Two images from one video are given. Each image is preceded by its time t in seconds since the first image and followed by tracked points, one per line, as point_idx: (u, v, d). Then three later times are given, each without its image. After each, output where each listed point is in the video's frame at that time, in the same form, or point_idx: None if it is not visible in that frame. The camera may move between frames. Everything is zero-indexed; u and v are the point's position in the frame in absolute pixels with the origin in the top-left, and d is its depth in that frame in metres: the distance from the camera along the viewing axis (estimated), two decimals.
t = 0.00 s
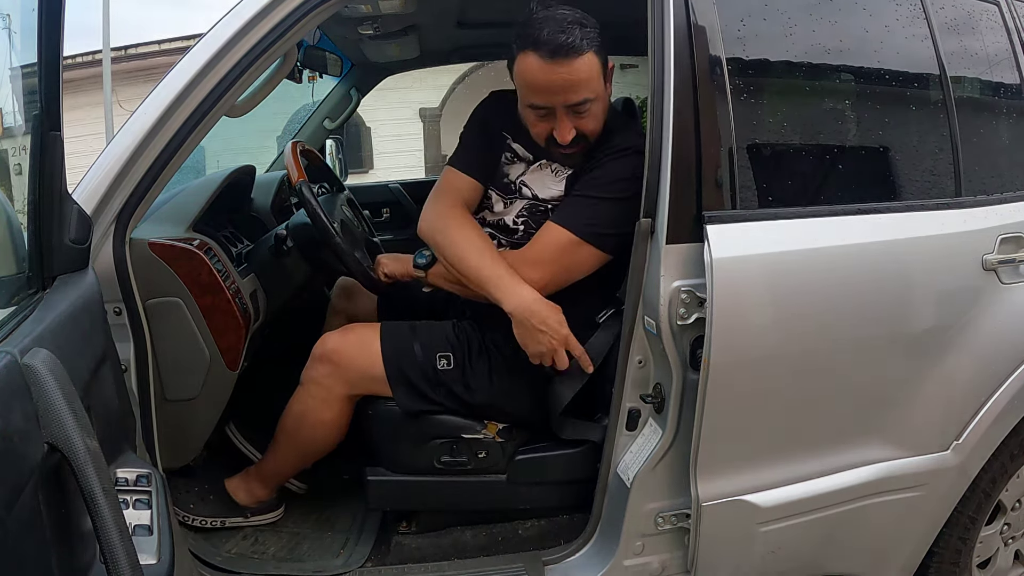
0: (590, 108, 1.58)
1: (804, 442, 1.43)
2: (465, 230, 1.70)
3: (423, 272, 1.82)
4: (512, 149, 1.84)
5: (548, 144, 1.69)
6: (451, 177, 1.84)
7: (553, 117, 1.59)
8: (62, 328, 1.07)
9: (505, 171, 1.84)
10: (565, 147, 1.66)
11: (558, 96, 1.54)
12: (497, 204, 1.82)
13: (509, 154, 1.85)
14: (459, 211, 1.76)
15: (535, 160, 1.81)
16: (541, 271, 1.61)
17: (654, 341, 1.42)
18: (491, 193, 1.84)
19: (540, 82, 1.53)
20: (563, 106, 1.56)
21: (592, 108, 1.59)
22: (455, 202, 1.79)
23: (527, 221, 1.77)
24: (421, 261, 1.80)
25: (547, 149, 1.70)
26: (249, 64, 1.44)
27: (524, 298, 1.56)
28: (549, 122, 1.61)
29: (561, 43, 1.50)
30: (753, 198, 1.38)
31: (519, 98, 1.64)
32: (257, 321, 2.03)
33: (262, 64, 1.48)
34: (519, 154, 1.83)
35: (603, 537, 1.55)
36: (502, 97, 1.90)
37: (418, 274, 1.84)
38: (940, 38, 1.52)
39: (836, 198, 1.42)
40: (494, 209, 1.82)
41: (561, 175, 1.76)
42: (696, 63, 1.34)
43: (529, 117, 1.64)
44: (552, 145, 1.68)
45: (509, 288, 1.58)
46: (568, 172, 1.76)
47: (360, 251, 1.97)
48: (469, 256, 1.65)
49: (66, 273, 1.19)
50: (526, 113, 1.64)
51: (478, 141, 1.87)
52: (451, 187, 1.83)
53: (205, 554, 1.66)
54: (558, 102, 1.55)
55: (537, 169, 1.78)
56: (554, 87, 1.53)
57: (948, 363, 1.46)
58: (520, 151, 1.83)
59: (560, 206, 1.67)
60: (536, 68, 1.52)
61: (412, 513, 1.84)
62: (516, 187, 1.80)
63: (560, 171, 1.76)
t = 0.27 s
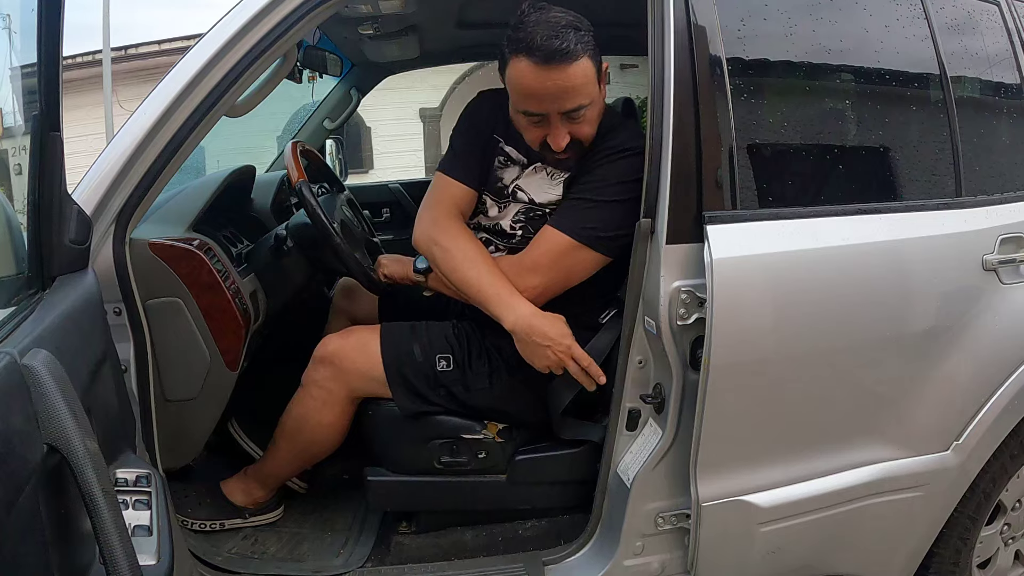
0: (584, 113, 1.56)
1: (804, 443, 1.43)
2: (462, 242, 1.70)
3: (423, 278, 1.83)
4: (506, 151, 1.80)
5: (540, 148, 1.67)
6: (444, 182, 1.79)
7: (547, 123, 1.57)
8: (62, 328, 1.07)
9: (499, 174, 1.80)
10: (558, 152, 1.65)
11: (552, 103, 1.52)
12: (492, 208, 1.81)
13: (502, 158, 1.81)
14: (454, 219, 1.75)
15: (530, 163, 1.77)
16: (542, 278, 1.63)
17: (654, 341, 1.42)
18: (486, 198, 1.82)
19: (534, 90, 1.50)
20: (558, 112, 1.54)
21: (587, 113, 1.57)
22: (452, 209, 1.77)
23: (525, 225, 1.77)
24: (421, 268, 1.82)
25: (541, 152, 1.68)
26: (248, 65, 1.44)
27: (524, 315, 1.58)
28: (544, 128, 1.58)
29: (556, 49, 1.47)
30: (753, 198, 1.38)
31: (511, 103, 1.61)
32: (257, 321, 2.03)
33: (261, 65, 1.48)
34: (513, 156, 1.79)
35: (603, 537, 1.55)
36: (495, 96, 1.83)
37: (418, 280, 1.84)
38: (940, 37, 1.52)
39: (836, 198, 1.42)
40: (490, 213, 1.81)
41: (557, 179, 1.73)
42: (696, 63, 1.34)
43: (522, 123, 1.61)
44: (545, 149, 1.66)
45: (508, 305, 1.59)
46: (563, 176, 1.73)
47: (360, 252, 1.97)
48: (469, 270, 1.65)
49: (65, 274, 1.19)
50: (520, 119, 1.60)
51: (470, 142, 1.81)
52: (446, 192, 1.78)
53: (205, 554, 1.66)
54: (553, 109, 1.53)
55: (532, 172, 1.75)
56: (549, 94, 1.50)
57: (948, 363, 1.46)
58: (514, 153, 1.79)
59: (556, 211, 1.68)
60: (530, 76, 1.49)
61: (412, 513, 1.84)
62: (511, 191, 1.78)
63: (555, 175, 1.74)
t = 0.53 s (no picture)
0: (575, 121, 1.55)
1: (804, 442, 1.43)
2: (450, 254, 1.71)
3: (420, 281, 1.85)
4: (496, 157, 1.78)
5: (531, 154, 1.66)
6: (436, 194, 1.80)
7: (538, 133, 1.56)
8: (62, 328, 1.07)
9: (489, 180, 1.79)
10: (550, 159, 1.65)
11: (543, 112, 1.51)
12: (484, 214, 1.81)
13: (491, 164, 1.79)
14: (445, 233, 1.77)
15: (520, 170, 1.76)
16: (536, 286, 1.64)
17: (654, 341, 1.42)
18: (478, 205, 1.82)
19: (525, 101, 1.49)
20: (550, 122, 1.53)
21: (578, 121, 1.56)
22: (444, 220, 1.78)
23: (517, 231, 1.78)
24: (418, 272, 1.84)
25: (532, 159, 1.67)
26: (248, 64, 1.44)
27: (489, 334, 1.57)
28: (534, 137, 1.58)
29: (547, 59, 1.44)
30: (753, 198, 1.38)
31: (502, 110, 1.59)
32: (257, 321, 2.03)
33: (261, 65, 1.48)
34: (504, 162, 1.78)
35: (602, 537, 1.55)
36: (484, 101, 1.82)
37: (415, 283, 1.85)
38: (940, 37, 1.52)
39: (836, 198, 1.42)
40: (482, 220, 1.81)
41: (549, 185, 1.73)
42: (696, 63, 1.34)
43: (513, 131, 1.60)
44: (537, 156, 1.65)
45: (475, 324, 1.59)
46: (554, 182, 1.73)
47: (360, 251, 1.98)
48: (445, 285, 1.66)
49: (65, 273, 1.19)
50: (510, 127, 1.59)
51: (460, 149, 1.81)
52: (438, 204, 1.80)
53: (206, 554, 1.66)
54: (544, 119, 1.52)
55: (523, 178, 1.75)
56: (540, 106, 1.49)
57: (948, 363, 1.46)
58: (504, 159, 1.77)
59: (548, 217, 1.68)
60: (522, 86, 1.47)
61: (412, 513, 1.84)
62: (503, 198, 1.77)
63: (547, 181, 1.73)
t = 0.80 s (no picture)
0: (564, 113, 1.57)
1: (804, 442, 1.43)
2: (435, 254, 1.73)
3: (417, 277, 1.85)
4: (491, 157, 1.81)
5: (523, 149, 1.67)
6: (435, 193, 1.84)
7: (528, 126, 1.57)
8: (62, 328, 1.07)
9: (486, 179, 1.81)
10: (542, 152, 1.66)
11: (532, 105, 1.52)
12: (481, 214, 1.82)
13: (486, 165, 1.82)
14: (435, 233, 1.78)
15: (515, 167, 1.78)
16: (529, 282, 1.63)
17: (654, 341, 1.42)
18: (474, 204, 1.84)
19: (513, 94, 1.50)
20: (539, 115, 1.54)
21: (567, 113, 1.57)
22: (437, 220, 1.81)
23: (513, 230, 1.77)
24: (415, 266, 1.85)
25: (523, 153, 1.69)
26: (248, 65, 1.44)
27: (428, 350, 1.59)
28: (524, 131, 1.59)
29: (534, 52, 1.46)
30: (753, 198, 1.38)
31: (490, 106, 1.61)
32: (256, 321, 2.03)
33: (261, 65, 1.48)
34: (498, 161, 1.80)
35: (602, 537, 1.55)
36: (477, 104, 1.86)
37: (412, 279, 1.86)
38: (940, 38, 1.52)
39: (836, 198, 1.42)
40: (479, 219, 1.82)
41: (543, 181, 1.75)
42: (696, 63, 1.34)
43: (503, 126, 1.61)
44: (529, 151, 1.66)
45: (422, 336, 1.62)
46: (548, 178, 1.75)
47: (360, 252, 1.98)
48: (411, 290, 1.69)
49: (65, 273, 1.19)
50: (500, 122, 1.60)
51: (456, 151, 1.84)
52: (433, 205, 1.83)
53: (205, 554, 1.66)
54: (534, 112, 1.53)
55: (518, 176, 1.76)
56: (528, 98, 1.50)
57: (948, 363, 1.46)
58: (499, 158, 1.80)
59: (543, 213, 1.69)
60: (510, 80, 1.48)
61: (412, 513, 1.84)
62: (498, 196, 1.78)
63: (542, 179, 1.75)
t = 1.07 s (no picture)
0: (566, 104, 1.59)
1: (804, 443, 1.43)
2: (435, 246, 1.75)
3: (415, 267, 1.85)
4: (491, 154, 1.83)
5: (526, 145, 1.69)
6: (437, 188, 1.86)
7: (531, 119, 1.59)
8: (62, 328, 1.07)
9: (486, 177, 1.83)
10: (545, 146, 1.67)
11: (535, 96, 1.54)
12: (480, 211, 1.82)
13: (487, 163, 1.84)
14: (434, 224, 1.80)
15: (514, 165, 1.79)
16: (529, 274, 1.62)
17: (654, 341, 1.42)
18: (474, 200, 1.85)
19: (516, 86, 1.52)
20: (542, 107, 1.56)
21: (569, 104, 1.59)
22: (437, 214, 1.82)
23: (511, 225, 1.76)
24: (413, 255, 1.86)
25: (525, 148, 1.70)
26: (248, 64, 1.44)
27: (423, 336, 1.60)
28: (528, 124, 1.61)
29: (535, 44, 1.50)
30: (753, 198, 1.38)
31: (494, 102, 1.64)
32: (257, 321, 2.03)
33: (261, 65, 1.48)
34: (499, 159, 1.82)
35: (602, 536, 1.55)
36: (478, 103, 1.88)
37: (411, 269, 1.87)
38: (940, 37, 1.52)
39: (836, 198, 1.42)
40: (478, 215, 1.82)
41: (542, 177, 1.75)
42: (696, 62, 1.34)
43: (507, 121, 1.63)
44: (532, 146, 1.67)
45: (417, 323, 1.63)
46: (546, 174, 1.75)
47: (361, 251, 1.98)
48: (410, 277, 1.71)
49: (65, 273, 1.19)
50: (504, 117, 1.63)
51: (457, 150, 1.87)
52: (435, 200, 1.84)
53: (206, 554, 1.66)
54: (537, 103, 1.55)
55: (518, 173, 1.77)
56: (531, 90, 1.53)
57: (948, 363, 1.46)
58: (499, 156, 1.82)
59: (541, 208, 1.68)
60: (513, 71, 1.52)
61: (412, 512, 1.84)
62: (497, 192, 1.79)
63: (541, 175, 1.75)
